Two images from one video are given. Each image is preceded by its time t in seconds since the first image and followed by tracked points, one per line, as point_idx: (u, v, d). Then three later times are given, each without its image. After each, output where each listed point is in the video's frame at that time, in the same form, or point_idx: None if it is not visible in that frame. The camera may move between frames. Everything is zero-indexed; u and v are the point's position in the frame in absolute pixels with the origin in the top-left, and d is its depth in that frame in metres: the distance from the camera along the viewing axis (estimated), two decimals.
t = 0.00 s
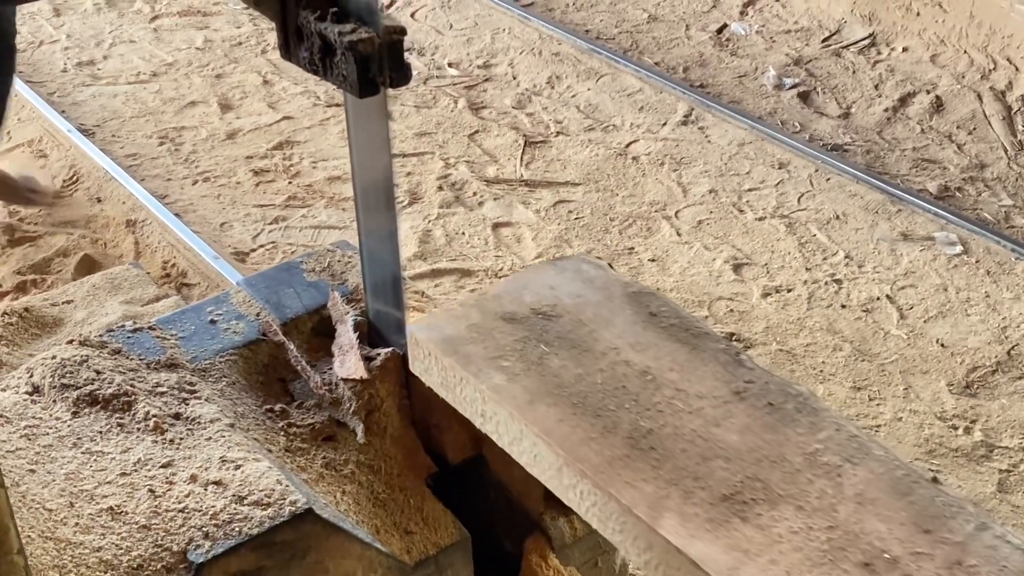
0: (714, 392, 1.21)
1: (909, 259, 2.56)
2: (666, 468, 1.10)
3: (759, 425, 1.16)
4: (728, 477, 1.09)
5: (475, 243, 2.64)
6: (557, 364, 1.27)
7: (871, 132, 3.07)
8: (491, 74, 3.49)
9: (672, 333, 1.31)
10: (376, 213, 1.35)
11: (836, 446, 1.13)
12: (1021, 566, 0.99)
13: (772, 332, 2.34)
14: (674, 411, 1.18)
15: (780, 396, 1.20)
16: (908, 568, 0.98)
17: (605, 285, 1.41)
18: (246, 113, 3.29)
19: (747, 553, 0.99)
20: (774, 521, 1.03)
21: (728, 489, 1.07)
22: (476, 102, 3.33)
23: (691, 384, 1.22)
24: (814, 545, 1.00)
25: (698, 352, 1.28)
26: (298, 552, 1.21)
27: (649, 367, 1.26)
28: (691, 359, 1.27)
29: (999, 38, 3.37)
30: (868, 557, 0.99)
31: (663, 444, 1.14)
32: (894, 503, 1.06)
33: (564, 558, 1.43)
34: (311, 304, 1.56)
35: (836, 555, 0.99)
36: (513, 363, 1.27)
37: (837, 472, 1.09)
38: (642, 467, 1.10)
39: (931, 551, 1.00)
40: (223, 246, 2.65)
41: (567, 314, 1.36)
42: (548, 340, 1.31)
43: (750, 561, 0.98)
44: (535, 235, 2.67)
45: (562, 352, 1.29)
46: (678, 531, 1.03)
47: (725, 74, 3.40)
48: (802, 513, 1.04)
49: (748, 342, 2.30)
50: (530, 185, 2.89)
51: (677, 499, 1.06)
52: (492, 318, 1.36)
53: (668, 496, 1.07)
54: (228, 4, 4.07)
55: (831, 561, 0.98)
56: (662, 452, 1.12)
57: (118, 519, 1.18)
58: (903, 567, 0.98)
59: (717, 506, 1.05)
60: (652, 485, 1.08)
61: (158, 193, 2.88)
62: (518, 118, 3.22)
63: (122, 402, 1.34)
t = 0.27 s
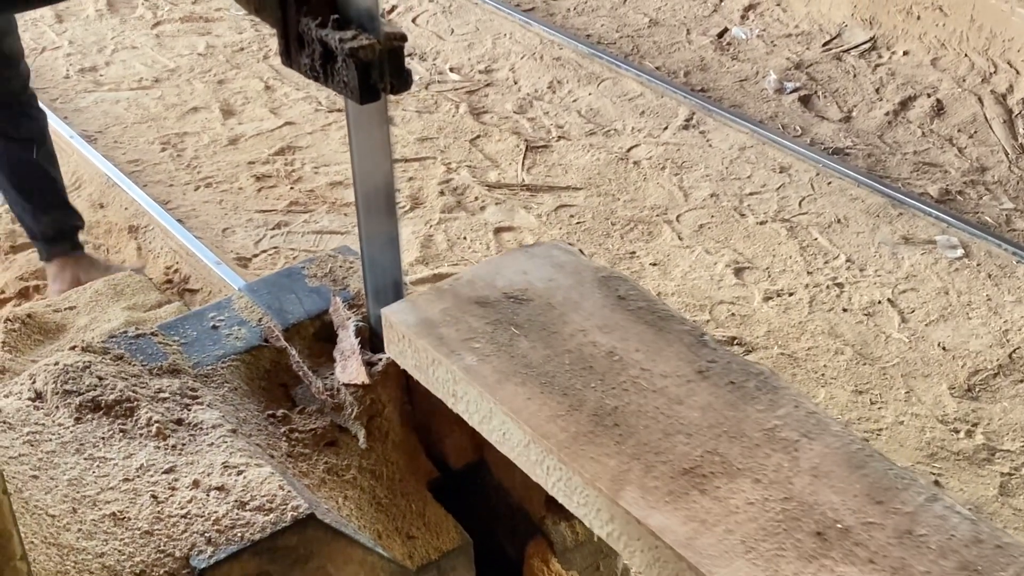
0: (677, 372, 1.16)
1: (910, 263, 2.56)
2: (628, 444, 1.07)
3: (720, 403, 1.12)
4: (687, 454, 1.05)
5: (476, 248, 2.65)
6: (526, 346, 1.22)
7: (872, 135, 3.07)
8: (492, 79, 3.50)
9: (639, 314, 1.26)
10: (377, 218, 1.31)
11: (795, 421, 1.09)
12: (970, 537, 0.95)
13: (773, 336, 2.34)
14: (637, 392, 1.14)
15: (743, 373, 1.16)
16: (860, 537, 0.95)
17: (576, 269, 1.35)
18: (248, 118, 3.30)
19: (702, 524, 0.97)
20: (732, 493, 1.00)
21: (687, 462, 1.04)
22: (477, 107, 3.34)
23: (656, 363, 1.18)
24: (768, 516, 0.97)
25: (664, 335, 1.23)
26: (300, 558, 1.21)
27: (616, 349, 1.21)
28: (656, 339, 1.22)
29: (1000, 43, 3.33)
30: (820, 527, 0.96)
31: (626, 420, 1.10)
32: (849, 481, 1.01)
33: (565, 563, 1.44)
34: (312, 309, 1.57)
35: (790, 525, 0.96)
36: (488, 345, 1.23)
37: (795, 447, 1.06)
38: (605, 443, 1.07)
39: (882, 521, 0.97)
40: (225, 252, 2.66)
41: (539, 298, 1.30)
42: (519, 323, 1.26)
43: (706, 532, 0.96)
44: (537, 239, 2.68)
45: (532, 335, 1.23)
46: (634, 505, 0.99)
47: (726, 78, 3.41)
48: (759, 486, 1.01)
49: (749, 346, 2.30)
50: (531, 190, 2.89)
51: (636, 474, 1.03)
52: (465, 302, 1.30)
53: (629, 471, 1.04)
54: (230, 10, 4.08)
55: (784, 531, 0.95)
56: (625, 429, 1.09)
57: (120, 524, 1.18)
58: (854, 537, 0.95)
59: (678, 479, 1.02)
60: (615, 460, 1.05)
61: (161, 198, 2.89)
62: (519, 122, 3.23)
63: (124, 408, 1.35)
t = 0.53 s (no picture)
0: (642, 356, 1.22)
1: (910, 268, 2.57)
2: (594, 425, 1.12)
3: (681, 387, 1.18)
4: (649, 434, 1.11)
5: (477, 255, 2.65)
6: (497, 332, 1.26)
7: (872, 140, 3.07)
8: (492, 85, 3.50)
9: (607, 302, 1.32)
10: (376, 226, 1.30)
11: (754, 404, 1.15)
12: (919, 513, 1.02)
13: (773, 341, 2.34)
14: (603, 374, 1.19)
15: (704, 359, 1.22)
16: (813, 513, 1.01)
17: (546, 260, 1.40)
18: (249, 126, 3.30)
19: (663, 501, 1.02)
20: (691, 472, 1.06)
21: (650, 442, 1.09)
22: (478, 113, 3.34)
23: (622, 349, 1.23)
24: (726, 493, 1.03)
25: (630, 322, 1.28)
26: (300, 565, 1.22)
27: (582, 335, 1.26)
28: (622, 327, 1.27)
29: (999, 46, 3.34)
30: (776, 503, 1.02)
31: (591, 404, 1.15)
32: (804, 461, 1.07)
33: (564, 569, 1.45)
34: (312, 317, 1.57)
35: (747, 501, 1.02)
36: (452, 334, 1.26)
37: (753, 427, 1.12)
38: (571, 425, 1.11)
39: (835, 497, 1.03)
40: (226, 259, 2.67)
41: (508, 288, 1.34)
42: (489, 311, 1.30)
43: (666, 508, 1.01)
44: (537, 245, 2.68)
45: (501, 321, 1.28)
46: (603, 482, 1.04)
47: (726, 84, 3.41)
48: (717, 465, 1.06)
49: (750, 352, 2.31)
50: (531, 196, 2.90)
51: (602, 454, 1.08)
52: (438, 292, 1.34)
53: (593, 451, 1.08)
54: (231, 17, 4.09)
55: (742, 507, 1.02)
56: (590, 412, 1.13)
57: (120, 532, 1.18)
58: (807, 513, 1.01)
59: (639, 459, 1.07)
60: (579, 442, 1.09)
61: (162, 206, 2.89)
62: (520, 128, 3.23)
63: (124, 417, 1.35)
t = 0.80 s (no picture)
0: (609, 333, 1.24)
1: (911, 269, 2.56)
2: (560, 400, 1.13)
3: (647, 364, 1.19)
4: (614, 407, 1.12)
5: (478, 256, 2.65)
6: (469, 312, 1.27)
7: (873, 141, 3.07)
8: (493, 87, 3.50)
9: (577, 282, 1.33)
10: (375, 227, 1.27)
11: (717, 380, 1.17)
12: (874, 481, 1.03)
13: (775, 342, 2.34)
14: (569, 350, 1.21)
15: (670, 336, 1.23)
16: (770, 482, 1.03)
17: (520, 243, 1.41)
18: (250, 128, 3.31)
19: (625, 471, 1.04)
20: (653, 444, 1.07)
21: (614, 416, 1.11)
22: (479, 115, 3.34)
23: (590, 328, 1.24)
24: (687, 464, 1.05)
25: (599, 301, 1.30)
26: (300, 566, 1.21)
27: (551, 313, 1.27)
28: (591, 306, 1.28)
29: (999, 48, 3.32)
30: (734, 472, 1.04)
31: (559, 379, 1.16)
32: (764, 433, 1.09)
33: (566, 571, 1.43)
34: (313, 318, 1.56)
35: (706, 471, 1.04)
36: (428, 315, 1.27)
37: (715, 401, 1.13)
38: (538, 400, 1.13)
39: (792, 468, 1.04)
40: (228, 261, 2.67)
41: (482, 270, 1.36)
42: (462, 292, 1.31)
43: (627, 478, 1.03)
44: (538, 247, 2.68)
45: (473, 301, 1.29)
46: (568, 456, 1.06)
47: (727, 85, 3.42)
48: (678, 437, 1.08)
49: (750, 353, 2.31)
50: (532, 198, 2.90)
51: (567, 427, 1.10)
52: (413, 274, 1.35)
53: (559, 424, 1.10)
54: (232, 20, 4.09)
55: (701, 477, 1.03)
56: (557, 387, 1.15)
57: (120, 534, 1.18)
58: (764, 482, 1.03)
59: (603, 432, 1.09)
60: (546, 415, 1.11)
61: (163, 208, 2.89)
62: (521, 130, 3.24)
63: (125, 419, 1.35)
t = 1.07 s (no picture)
0: (580, 311, 1.25)
1: (913, 269, 2.57)
2: (532, 375, 1.15)
3: (618, 338, 1.20)
4: (583, 382, 1.14)
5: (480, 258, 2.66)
6: (445, 291, 1.28)
7: (874, 142, 3.08)
8: (495, 89, 3.51)
9: (552, 263, 1.34)
10: (380, 227, 1.27)
11: (685, 354, 1.18)
12: (833, 450, 1.06)
13: (777, 343, 2.34)
14: (540, 328, 1.22)
15: (641, 314, 1.24)
16: (733, 452, 1.05)
17: (497, 225, 1.42)
18: (252, 131, 3.31)
19: (592, 442, 1.06)
20: (621, 416, 1.09)
21: (584, 389, 1.13)
22: (480, 117, 3.35)
23: (563, 306, 1.25)
24: (653, 434, 1.07)
25: (572, 279, 1.30)
26: (304, 566, 1.22)
27: (523, 292, 1.28)
28: (565, 285, 1.29)
29: (1000, 48, 3.32)
30: (698, 442, 1.06)
31: (532, 356, 1.18)
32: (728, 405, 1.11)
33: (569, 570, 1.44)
34: (315, 319, 1.56)
35: (671, 441, 1.06)
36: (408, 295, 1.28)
37: (682, 375, 1.15)
38: (511, 375, 1.15)
39: (754, 437, 1.07)
40: (230, 264, 2.67)
41: (459, 250, 1.36)
42: (438, 271, 1.32)
43: (595, 448, 1.05)
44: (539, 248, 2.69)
45: (449, 279, 1.30)
46: (537, 430, 1.07)
47: (728, 86, 3.42)
48: (646, 409, 1.10)
49: (752, 354, 2.31)
50: (534, 199, 2.90)
51: (537, 402, 1.11)
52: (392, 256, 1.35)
53: (530, 398, 1.12)
54: (234, 23, 4.09)
55: (667, 447, 1.06)
56: (529, 363, 1.16)
57: (125, 535, 1.19)
58: (727, 452, 1.05)
59: (573, 406, 1.10)
60: (518, 390, 1.13)
61: (165, 211, 2.90)
62: (523, 132, 3.24)
63: (129, 420, 1.36)
